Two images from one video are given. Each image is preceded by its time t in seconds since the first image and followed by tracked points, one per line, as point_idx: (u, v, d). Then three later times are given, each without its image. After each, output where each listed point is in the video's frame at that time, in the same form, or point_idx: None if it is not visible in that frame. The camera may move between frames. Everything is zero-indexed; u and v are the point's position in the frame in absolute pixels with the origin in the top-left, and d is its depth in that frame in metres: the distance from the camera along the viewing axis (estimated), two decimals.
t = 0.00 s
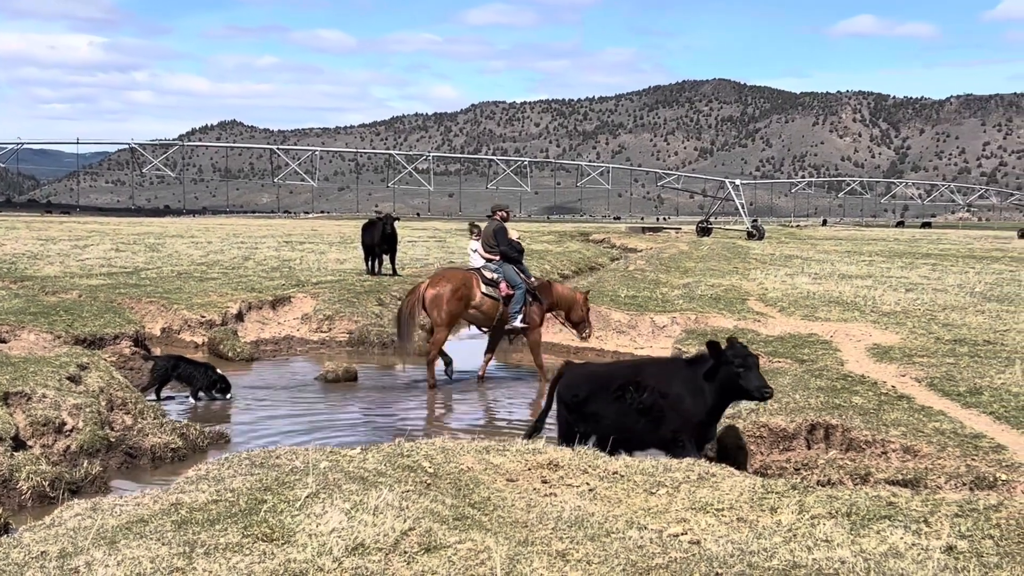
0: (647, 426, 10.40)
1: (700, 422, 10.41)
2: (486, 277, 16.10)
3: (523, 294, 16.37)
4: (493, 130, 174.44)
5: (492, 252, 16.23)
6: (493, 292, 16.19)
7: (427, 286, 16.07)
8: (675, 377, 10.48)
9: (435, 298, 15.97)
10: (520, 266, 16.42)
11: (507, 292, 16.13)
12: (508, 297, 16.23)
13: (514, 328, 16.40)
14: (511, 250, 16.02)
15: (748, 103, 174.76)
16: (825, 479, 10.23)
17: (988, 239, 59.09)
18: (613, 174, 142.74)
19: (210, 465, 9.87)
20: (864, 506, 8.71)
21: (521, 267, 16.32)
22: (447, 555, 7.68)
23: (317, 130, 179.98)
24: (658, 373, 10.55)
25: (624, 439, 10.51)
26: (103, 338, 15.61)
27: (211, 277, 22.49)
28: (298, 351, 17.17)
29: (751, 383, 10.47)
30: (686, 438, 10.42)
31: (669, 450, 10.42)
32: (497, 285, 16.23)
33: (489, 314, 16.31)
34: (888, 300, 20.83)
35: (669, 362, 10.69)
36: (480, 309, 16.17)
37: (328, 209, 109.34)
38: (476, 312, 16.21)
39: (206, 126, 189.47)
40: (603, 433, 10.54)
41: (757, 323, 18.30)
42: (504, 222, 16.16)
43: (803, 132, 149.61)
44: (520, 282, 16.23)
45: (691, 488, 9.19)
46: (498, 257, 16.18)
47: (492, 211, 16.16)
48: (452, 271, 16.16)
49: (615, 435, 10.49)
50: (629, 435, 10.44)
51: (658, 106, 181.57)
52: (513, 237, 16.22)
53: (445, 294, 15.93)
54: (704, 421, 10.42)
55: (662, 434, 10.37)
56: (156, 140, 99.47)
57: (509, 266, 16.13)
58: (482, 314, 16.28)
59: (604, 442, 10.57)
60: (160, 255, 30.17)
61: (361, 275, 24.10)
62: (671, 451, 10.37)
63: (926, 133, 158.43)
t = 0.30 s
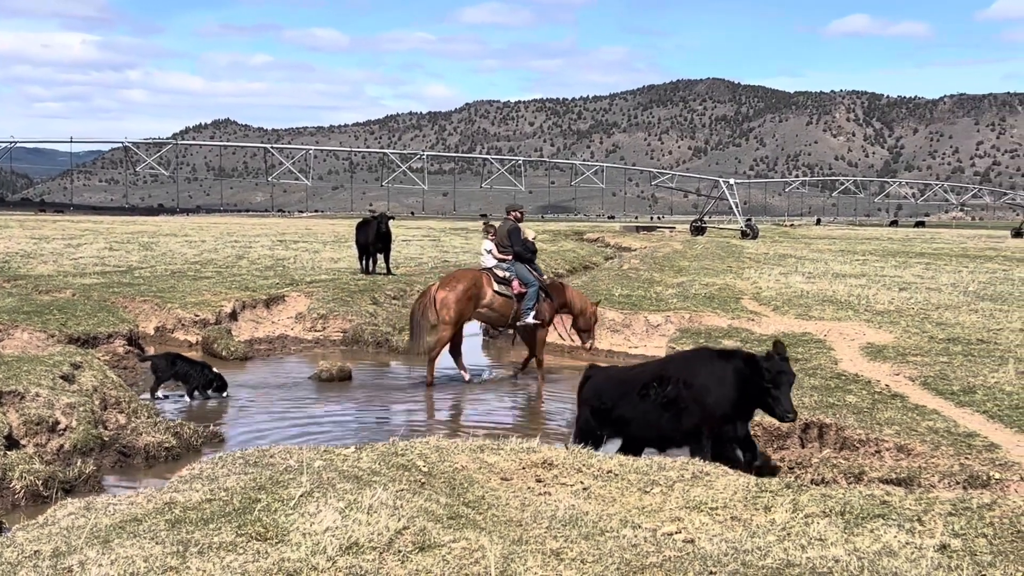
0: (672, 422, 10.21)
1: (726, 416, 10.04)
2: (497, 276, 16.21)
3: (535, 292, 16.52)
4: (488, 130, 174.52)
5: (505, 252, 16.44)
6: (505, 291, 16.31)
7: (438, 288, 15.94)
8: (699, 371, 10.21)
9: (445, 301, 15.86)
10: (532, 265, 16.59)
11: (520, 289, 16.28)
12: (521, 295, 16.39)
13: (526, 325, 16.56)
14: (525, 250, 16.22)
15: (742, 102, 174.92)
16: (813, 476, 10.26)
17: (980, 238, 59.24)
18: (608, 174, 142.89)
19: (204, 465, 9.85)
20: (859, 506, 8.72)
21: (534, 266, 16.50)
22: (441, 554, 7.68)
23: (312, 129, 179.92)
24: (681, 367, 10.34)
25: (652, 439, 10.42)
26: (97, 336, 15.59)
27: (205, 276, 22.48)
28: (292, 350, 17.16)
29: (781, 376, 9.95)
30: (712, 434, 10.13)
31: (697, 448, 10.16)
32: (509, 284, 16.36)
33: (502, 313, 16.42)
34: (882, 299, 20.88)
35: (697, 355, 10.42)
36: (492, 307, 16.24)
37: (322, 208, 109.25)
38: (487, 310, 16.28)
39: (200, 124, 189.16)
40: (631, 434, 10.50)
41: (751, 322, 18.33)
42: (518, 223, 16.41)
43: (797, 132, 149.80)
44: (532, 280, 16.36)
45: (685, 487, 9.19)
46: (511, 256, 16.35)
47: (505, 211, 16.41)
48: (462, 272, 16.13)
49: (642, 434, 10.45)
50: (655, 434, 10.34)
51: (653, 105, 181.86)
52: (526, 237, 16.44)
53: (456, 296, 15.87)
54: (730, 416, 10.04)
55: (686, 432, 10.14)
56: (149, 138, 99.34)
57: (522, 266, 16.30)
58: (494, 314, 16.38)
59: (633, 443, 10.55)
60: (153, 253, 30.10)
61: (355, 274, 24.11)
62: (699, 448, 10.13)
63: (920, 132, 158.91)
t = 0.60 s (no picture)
0: (697, 419, 10.00)
1: (751, 415, 9.79)
2: (504, 275, 16.36)
3: (542, 290, 16.48)
4: (483, 129, 174.52)
5: (512, 251, 16.53)
6: (512, 289, 16.40)
7: (446, 285, 16.26)
8: (727, 366, 10.00)
9: (455, 298, 16.15)
10: (540, 265, 16.60)
11: (525, 288, 16.31)
12: (527, 294, 16.42)
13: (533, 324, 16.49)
14: (531, 250, 16.28)
15: (735, 102, 175.29)
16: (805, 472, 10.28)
17: (972, 237, 59.52)
18: (602, 173, 143.15)
19: (199, 464, 9.84)
20: (852, 505, 8.73)
21: (541, 265, 16.50)
22: (436, 554, 7.68)
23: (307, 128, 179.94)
24: (711, 362, 10.15)
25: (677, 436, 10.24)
26: (91, 336, 15.58)
27: (200, 275, 22.48)
28: (286, 349, 17.18)
29: (810, 372, 9.65)
30: (736, 433, 9.87)
31: (722, 448, 9.90)
32: (516, 282, 16.45)
33: (509, 312, 16.53)
34: (876, 297, 20.96)
35: (729, 350, 10.21)
36: (499, 306, 16.39)
37: (317, 207, 109.38)
38: (496, 310, 16.43)
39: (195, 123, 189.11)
40: (655, 428, 10.36)
41: (746, 321, 18.36)
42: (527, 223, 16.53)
43: (791, 132, 150.15)
44: (538, 278, 16.38)
45: (680, 487, 9.19)
46: (517, 255, 16.45)
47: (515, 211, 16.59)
48: (471, 271, 16.39)
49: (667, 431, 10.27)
50: (680, 430, 10.16)
51: (648, 105, 182.16)
52: (534, 238, 16.47)
53: (465, 294, 16.15)
54: (755, 415, 9.77)
55: (708, 430, 9.92)
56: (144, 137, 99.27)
57: (528, 265, 16.38)
58: (502, 314, 16.50)
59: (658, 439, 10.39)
60: (147, 253, 30.10)
61: (351, 273, 24.10)
62: (723, 448, 9.90)
63: (914, 131, 159.48)
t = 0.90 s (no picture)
0: (733, 411, 9.92)
1: (791, 405, 9.83)
2: (509, 273, 16.36)
3: (546, 291, 16.45)
4: (477, 127, 174.28)
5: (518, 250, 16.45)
6: (517, 289, 16.40)
7: (457, 282, 16.62)
8: (762, 356, 9.97)
9: (465, 295, 16.49)
10: (546, 265, 16.59)
11: (530, 287, 16.27)
12: (532, 293, 16.37)
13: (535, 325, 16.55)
14: (537, 250, 16.13)
15: (730, 101, 175.43)
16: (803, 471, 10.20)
17: (966, 235, 59.72)
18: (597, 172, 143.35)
19: (192, 464, 9.83)
20: (847, 503, 8.73)
21: (546, 266, 16.46)
22: (430, 553, 7.67)
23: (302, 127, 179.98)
24: (742, 353, 10.09)
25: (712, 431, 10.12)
26: (85, 335, 15.54)
27: (194, 274, 22.40)
28: (280, 349, 17.14)
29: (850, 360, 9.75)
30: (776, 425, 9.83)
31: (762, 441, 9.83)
32: (521, 281, 16.42)
33: (515, 311, 16.48)
34: (869, 297, 20.97)
35: (757, 342, 10.21)
36: (505, 305, 16.38)
37: (311, 206, 109.21)
38: (503, 309, 16.45)
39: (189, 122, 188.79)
40: (689, 422, 10.20)
41: (740, 320, 18.35)
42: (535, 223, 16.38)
43: (785, 131, 150.20)
44: (543, 279, 16.33)
45: (674, 486, 9.19)
46: (524, 255, 16.36)
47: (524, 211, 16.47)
48: (480, 269, 16.69)
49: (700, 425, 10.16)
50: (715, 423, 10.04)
51: (643, 104, 182.35)
52: (542, 239, 16.36)
53: (473, 291, 16.45)
54: (796, 405, 9.82)
55: (750, 421, 9.82)
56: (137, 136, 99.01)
57: (534, 266, 16.32)
58: (508, 313, 16.50)
59: (688, 433, 10.26)
60: (142, 251, 30.08)
61: (345, 272, 24.04)
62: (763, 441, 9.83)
63: (908, 130, 159.92)
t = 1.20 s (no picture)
0: (762, 404, 9.85)
1: (825, 403, 9.71)
2: (514, 271, 16.42)
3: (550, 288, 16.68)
4: (471, 126, 174.23)
5: (521, 249, 16.58)
6: (523, 288, 16.49)
7: (465, 284, 16.45)
8: (796, 352, 9.89)
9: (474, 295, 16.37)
10: (549, 264, 16.79)
11: (535, 285, 16.42)
12: (536, 291, 16.53)
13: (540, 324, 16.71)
14: (541, 249, 16.36)
15: (723, 100, 175.61)
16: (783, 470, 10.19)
17: (959, 235, 59.76)
18: (591, 172, 143.41)
19: (186, 464, 9.81)
20: (840, 502, 8.75)
21: (549, 265, 16.69)
22: (423, 553, 7.66)
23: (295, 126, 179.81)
24: (774, 346, 10.00)
25: (736, 423, 10.08)
26: (77, 335, 15.50)
27: (187, 274, 22.30)
28: (273, 348, 17.11)
29: (887, 362, 9.68)
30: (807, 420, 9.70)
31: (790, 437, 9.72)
32: (525, 279, 16.54)
33: (519, 310, 16.57)
34: (862, 296, 20.95)
35: (791, 337, 10.10)
36: (513, 304, 16.40)
37: (304, 205, 108.86)
38: (509, 308, 16.50)
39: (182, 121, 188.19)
40: (714, 413, 10.17)
41: (733, 320, 18.34)
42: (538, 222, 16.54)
43: (779, 131, 150.31)
44: (547, 277, 16.55)
45: (668, 484, 9.20)
46: (528, 254, 16.51)
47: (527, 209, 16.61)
48: (486, 268, 16.60)
49: (726, 417, 10.10)
50: (741, 415, 9.99)
51: (637, 104, 182.53)
52: (545, 237, 16.59)
53: (482, 292, 16.36)
54: (830, 403, 9.68)
55: (779, 415, 9.74)
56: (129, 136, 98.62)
57: (538, 264, 16.51)
58: (515, 312, 16.56)
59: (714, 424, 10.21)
60: (135, 251, 30.05)
61: (338, 272, 23.96)
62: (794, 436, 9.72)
63: (901, 130, 160.22)
